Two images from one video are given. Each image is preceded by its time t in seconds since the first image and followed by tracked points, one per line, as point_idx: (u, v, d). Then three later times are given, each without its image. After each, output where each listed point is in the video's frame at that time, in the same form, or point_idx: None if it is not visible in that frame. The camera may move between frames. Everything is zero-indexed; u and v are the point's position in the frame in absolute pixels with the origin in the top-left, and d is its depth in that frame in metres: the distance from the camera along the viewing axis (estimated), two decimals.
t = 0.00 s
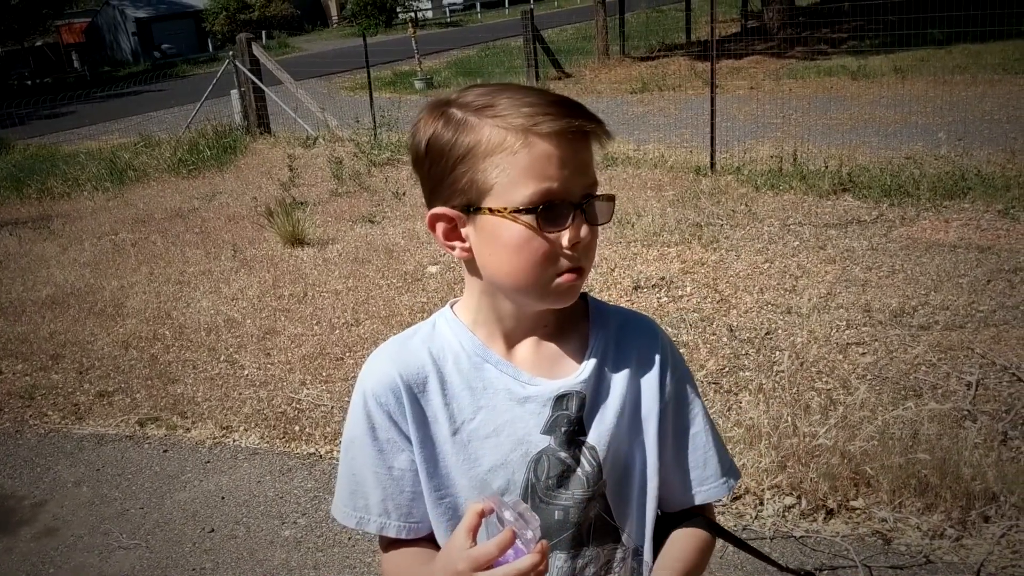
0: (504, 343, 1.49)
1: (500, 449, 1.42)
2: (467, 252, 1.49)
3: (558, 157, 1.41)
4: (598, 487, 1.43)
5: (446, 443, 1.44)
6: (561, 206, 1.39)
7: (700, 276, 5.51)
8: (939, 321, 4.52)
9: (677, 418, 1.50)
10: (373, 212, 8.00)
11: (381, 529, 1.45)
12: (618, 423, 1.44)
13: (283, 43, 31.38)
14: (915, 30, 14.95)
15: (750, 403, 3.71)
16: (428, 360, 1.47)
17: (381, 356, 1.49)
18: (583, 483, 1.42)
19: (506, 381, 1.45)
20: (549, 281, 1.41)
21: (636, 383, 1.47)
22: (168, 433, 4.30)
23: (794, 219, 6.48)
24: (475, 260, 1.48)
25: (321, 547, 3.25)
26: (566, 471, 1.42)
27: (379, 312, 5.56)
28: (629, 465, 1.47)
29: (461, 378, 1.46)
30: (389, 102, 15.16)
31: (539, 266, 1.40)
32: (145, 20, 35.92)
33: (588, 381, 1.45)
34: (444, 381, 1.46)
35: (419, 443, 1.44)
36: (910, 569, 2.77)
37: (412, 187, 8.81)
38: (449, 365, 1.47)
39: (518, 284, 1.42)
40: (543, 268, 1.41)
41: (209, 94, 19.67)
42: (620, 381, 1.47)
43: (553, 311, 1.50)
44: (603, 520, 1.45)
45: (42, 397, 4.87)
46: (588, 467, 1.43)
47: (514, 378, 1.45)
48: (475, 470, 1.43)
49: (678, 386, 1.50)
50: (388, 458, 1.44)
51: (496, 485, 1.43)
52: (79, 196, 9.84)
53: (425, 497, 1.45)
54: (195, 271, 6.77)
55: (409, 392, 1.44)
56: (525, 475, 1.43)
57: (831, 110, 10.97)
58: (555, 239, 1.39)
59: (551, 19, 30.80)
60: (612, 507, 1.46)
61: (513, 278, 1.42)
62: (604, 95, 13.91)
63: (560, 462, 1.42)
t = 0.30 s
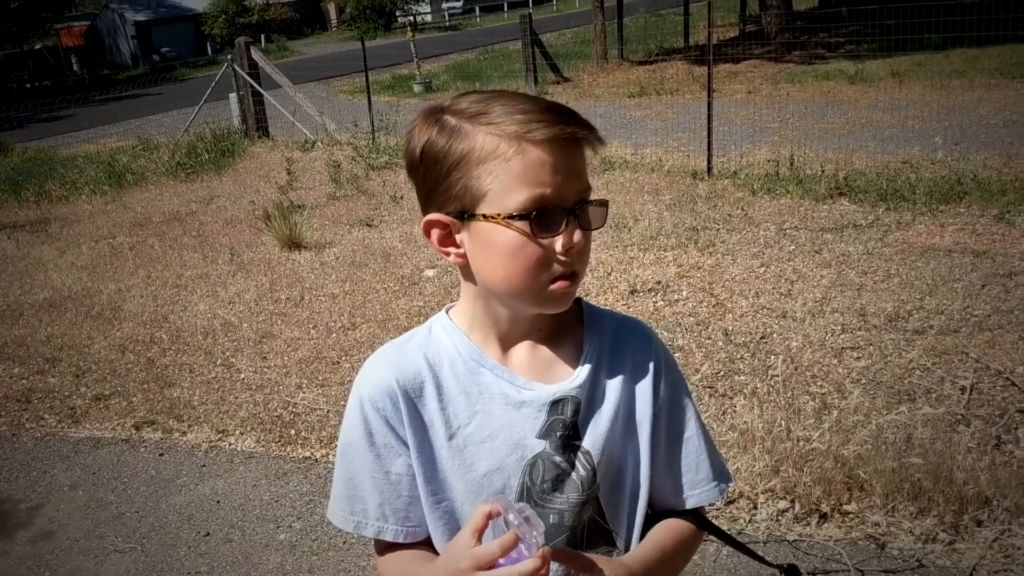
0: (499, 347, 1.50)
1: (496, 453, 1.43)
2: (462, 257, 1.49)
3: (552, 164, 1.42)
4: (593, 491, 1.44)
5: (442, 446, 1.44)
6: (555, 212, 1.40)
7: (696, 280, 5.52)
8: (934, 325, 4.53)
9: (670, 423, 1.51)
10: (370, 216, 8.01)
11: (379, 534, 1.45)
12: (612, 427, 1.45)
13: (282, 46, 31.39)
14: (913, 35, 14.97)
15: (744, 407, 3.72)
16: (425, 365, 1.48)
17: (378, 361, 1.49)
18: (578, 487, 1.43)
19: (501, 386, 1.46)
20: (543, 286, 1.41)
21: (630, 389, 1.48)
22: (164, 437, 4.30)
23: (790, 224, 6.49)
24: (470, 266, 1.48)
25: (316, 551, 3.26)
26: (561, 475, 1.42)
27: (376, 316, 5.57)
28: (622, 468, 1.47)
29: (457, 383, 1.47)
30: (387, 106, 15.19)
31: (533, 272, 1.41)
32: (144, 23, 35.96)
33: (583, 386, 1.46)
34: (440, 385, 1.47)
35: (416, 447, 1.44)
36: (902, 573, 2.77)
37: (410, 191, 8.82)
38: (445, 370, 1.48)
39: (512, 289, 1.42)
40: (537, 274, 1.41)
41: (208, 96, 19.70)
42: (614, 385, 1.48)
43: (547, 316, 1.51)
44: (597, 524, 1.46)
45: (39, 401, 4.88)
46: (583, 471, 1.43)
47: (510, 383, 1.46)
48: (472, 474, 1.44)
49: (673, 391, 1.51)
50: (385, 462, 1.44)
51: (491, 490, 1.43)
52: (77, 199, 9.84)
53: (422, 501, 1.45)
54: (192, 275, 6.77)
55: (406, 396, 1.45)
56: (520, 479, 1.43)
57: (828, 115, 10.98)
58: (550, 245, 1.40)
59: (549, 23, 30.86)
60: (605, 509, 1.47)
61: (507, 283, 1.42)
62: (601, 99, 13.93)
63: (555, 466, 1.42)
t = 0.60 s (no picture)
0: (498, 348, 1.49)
1: (495, 455, 1.41)
2: (461, 259, 1.49)
3: (551, 166, 1.42)
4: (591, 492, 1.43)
5: (441, 448, 1.43)
6: (554, 213, 1.40)
7: (689, 284, 5.54)
8: (925, 329, 4.55)
9: (663, 423, 1.52)
10: (364, 220, 8.02)
11: (377, 535, 1.43)
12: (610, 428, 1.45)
13: (276, 50, 31.37)
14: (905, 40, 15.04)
15: (735, 410, 3.73)
16: (423, 366, 1.46)
17: (376, 362, 1.47)
18: (576, 488, 1.42)
19: (500, 387, 1.45)
20: (541, 287, 1.41)
21: (626, 389, 1.49)
22: (156, 441, 4.29)
23: (783, 227, 6.51)
24: (469, 267, 1.48)
25: (307, 555, 3.26)
26: (559, 476, 1.41)
27: (369, 320, 5.57)
28: (619, 470, 1.47)
29: (457, 384, 1.45)
30: (381, 110, 15.20)
31: (531, 272, 1.41)
32: (138, 27, 35.90)
33: (581, 387, 1.46)
34: (439, 387, 1.45)
35: (415, 448, 1.42)
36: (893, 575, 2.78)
37: (404, 195, 8.83)
38: (444, 371, 1.46)
39: (511, 290, 1.42)
40: (535, 275, 1.41)
41: (202, 100, 19.67)
42: (611, 387, 1.48)
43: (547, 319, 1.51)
44: (592, 525, 1.46)
45: (31, 405, 4.86)
46: (581, 472, 1.42)
47: (509, 384, 1.45)
48: (470, 475, 1.42)
49: (665, 394, 1.53)
50: (383, 463, 1.42)
51: (490, 492, 1.42)
52: (70, 204, 9.83)
53: (420, 502, 1.44)
54: (185, 279, 6.76)
55: (404, 397, 1.43)
56: (519, 481, 1.42)
57: (820, 118, 11.02)
58: (548, 247, 1.40)
59: (544, 27, 30.89)
60: (601, 510, 1.47)
61: (505, 284, 1.42)
62: (595, 103, 13.95)
63: (553, 467, 1.41)
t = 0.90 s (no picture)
0: (518, 340, 1.48)
1: (519, 446, 1.40)
2: (470, 250, 1.50)
3: (545, 159, 1.41)
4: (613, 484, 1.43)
5: (465, 439, 1.42)
6: (548, 208, 1.39)
7: (688, 283, 5.54)
8: (925, 327, 4.56)
9: (682, 418, 1.52)
10: (363, 219, 8.01)
11: (401, 526, 1.42)
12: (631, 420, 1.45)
13: (275, 50, 31.36)
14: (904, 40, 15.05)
15: (735, 409, 3.73)
16: (447, 357, 1.45)
17: (400, 353, 1.46)
18: (599, 479, 1.41)
19: (522, 379, 1.44)
20: (537, 282, 1.41)
21: (647, 384, 1.49)
22: (155, 440, 4.29)
23: (782, 227, 6.51)
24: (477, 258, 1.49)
25: (307, 554, 3.25)
26: (582, 467, 1.40)
27: (368, 319, 5.57)
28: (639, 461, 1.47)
29: (480, 376, 1.44)
30: (380, 110, 15.20)
31: (527, 267, 1.40)
32: (137, 27, 35.86)
33: (603, 379, 1.45)
34: (463, 377, 1.44)
35: (440, 438, 1.41)
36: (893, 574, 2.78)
37: (403, 194, 8.82)
38: (467, 362, 1.45)
39: (510, 282, 1.42)
40: (531, 269, 1.40)
41: (201, 100, 19.66)
42: (632, 379, 1.48)
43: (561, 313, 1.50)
44: (613, 517, 1.46)
45: (30, 405, 4.86)
46: (604, 464, 1.42)
47: (531, 376, 1.44)
48: (494, 466, 1.41)
49: (684, 388, 1.52)
50: (408, 454, 1.41)
51: (514, 483, 1.41)
52: (69, 203, 9.82)
53: (445, 493, 1.43)
54: (184, 278, 6.76)
55: (428, 387, 1.42)
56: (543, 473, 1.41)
57: (820, 118, 11.02)
58: (540, 241, 1.39)
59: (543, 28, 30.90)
60: (621, 501, 1.46)
61: (503, 276, 1.43)
62: (594, 103, 13.95)
63: (577, 458, 1.40)
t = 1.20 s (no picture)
0: (552, 329, 1.48)
1: (559, 433, 1.41)
2: (498, 244, 1.50)
3: (567, 153, 1.41)
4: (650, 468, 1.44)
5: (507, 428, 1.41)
6: (571, 200, 1.39)
7: (689, 281, 5.54)
8: (926, 326, 4.56)
9: (709, 404, 1.55)
10: (364, 218, 8.02)
11: (443, 518, 1.39)
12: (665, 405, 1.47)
13: (275, 49, 31.34)
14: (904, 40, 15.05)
15: (737, 407, 3.73)
16: (486, 347, 1.44)
17: (437, 344, 1.45)
18: (637, 464, 1.42)
19: (559, 366, 1.44)
20: (563, 275, 1.41)
21: (676, 377, 1.51)
22: (157, 439, 4.29)
23: (783, 225, 6.51)
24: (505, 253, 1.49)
25: (310, 552, 3.25)
26: (622, 452, 1.41)
27: (369, 317, 5.57)
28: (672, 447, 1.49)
29: (518, 365, 1.44)
30: (380, 109, 15.19)
31: (554, 259, 1.40)
32: (136, 27, 35.85)
33: (638, 365, 1.47)
34: (501, 367, 1.43)
35: (482, 428, 1.40)
36: (896, 572, 2.79)
37: (404, 193, 8.83)
38: (504, 352, 1.45)
39: (539, 275, 1.42)
40: (558, 261, 1.40)
41: (201, 100, 19.65)
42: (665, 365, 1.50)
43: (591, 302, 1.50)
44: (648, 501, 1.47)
45: (31, 403, 4.86)
46: (641, 447, 1.43)
47: (568, 363, 1.44)
48: (536, 454, 1.41)
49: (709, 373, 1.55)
50: (449, 444, 1.39)
51: (556, 470, 1.41)
52: (69, 202, 9.82)
53: (485, 483, 1.41)
54: (185, 277, 6.76)
55: (470, 377, 1.41)
56: (584, 458, 1.41)
57: (820, 118, 11.01)
58: (566, 234, 1.39)
59: (543, 27, 30.89)
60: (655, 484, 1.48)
61: (532, 270, 1.43)
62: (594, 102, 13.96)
63: (616, 443, 1.41)
